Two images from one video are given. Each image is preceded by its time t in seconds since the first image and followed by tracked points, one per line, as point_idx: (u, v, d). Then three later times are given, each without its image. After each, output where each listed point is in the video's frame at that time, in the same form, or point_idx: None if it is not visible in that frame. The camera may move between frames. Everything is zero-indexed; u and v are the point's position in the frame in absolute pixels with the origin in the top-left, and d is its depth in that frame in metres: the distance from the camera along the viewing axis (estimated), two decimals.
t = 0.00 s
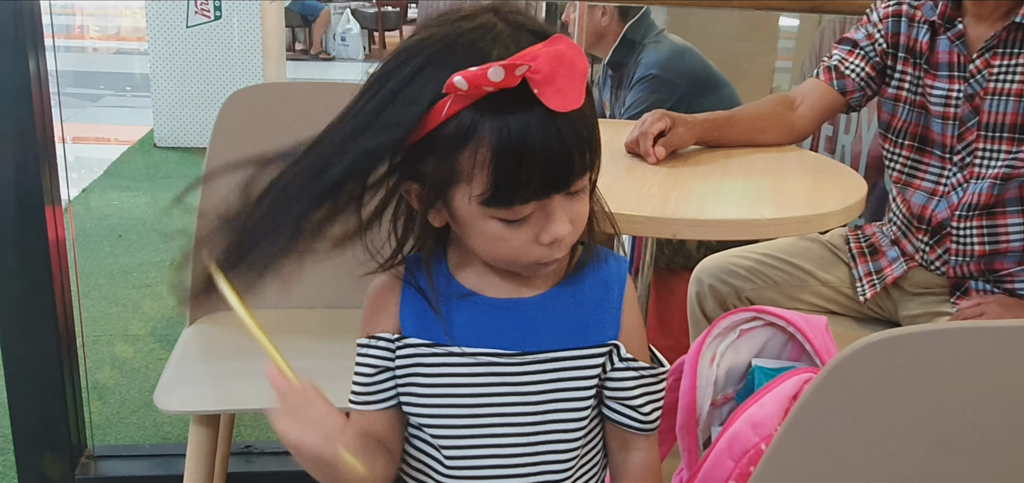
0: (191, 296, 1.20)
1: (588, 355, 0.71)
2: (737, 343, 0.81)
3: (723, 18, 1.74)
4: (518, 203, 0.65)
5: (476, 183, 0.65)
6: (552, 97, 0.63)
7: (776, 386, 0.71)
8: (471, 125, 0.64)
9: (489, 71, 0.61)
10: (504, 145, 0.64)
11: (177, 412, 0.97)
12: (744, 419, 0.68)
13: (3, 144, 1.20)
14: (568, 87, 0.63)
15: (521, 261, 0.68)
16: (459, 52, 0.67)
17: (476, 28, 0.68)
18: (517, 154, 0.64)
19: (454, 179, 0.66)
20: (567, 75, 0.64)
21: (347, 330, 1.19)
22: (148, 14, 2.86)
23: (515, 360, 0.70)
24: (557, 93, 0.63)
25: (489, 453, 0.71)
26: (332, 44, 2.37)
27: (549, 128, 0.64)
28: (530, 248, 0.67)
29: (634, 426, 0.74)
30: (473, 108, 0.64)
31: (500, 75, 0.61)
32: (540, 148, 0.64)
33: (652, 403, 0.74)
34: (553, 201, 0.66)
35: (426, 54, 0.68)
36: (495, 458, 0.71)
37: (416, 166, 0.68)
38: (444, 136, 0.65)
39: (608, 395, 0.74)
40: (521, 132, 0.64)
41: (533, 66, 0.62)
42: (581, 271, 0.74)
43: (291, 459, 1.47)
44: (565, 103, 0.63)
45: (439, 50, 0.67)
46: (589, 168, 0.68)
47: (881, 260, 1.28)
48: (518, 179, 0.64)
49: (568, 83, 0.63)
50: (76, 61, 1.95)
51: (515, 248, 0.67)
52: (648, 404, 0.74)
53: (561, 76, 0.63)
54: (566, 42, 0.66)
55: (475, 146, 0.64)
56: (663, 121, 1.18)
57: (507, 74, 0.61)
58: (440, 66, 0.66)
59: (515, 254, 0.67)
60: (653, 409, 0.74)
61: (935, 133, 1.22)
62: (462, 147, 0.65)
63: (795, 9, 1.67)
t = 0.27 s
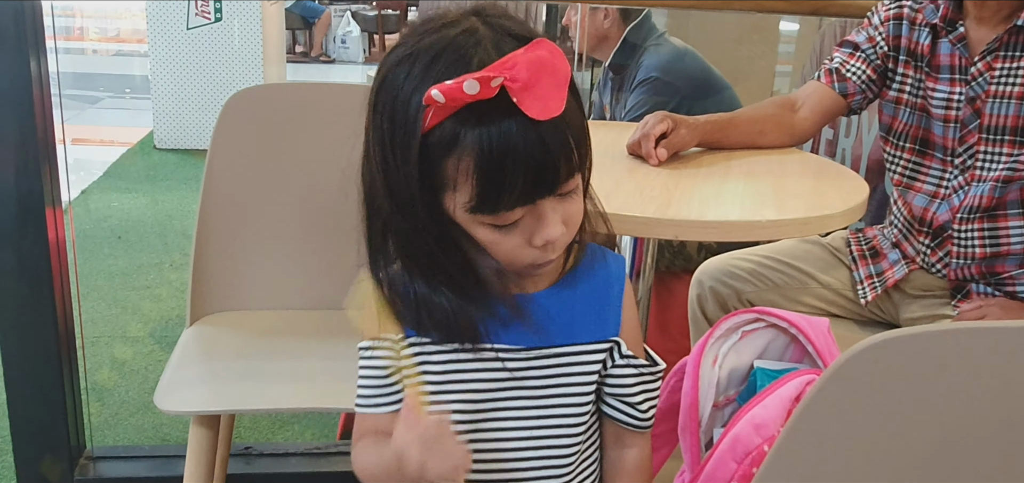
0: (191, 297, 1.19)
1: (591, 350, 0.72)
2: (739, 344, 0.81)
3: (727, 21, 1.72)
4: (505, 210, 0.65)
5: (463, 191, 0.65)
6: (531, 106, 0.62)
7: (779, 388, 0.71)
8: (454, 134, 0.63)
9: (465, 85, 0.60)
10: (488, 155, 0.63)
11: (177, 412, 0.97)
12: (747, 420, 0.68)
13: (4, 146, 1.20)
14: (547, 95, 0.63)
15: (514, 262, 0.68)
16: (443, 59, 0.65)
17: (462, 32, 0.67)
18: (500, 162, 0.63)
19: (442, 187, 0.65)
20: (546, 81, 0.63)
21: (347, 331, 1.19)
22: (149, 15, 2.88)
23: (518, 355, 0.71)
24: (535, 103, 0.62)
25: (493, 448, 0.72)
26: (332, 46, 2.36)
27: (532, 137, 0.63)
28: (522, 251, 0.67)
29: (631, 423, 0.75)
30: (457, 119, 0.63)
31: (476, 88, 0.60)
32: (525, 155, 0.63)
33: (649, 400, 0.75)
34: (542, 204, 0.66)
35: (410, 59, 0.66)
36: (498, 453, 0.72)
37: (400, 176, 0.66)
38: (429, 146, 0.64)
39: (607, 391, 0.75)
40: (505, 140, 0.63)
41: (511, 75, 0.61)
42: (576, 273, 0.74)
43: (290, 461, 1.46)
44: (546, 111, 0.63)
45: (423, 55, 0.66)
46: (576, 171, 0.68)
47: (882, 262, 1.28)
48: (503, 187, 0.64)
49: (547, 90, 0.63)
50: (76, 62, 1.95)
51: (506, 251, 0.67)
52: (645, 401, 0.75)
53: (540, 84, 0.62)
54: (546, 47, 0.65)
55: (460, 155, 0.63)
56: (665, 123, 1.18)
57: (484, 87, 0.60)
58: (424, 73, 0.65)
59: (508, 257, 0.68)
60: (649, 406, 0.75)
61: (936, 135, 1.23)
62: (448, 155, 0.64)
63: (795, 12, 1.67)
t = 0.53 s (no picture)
0: (191, 294, 1.20)
1: (587, 350, 0.72)
2: (737, 341, 0.81)
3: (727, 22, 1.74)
4: (501, 218, 0.65)
5: (459, 198, 0.65)
6: (523, 120, 0.62)
7: (776, 383, 0.71)
8: (450, 144, 0.63)
9: (455, 101, 0.59)
10: (483, 163, 0.63)
11: (177, 409, 0.97)
12: (744, 416, 0.68)
13: (5, 144, 1.20)
14: (540, 108, 0.62)
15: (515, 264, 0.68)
16: (441, 67, 0.65)
17: (461, 37, 0.66)
18: (495, 171, 0.63)
19: (439, 193, 0.66)
20: (539, 93, 0.63)
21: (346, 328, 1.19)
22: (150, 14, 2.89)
23: (513, 353, 0.71)
24: (528, 117, 0.62)
25: (485, 444, 0.72)
26: (332, 46, 2.36)
27: (527, 148, 0.63)
28: (520, 254, 0.67)
29: (627, 423, 0.75)
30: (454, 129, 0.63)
31: (466, 104, 0.60)
32: (521, 163, 0.63)
33: (645, 400, 0.75)
34: (540, 210, 0.66)
35: (409, 67, 0.66)
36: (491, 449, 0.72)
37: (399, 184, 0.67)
38: (426, 153, 0.64)
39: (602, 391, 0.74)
40: (500, 151, 0.63)
41: (504, 89, 0.61)
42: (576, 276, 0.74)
43: (289, 459, 1.47)
44: (538, 123, 0.62)
45: (422, 63, 0.66)
46: (574, 177, 0.68)
47: (880, 260, 1.28)
48: (499, 195, 0.64)
49: (540, 103, 0.63)
50: (77, 61, 1.96)
51: (504, 253, 0.67)
52: (641, 402, 0.74)
53: (533, 97, 0.62)
54: (542, 56, 0.64)
55: (455, 163, 0.64)
56: (663, 121, 1.18)
57: (475, 102, 0.60)
58: (422, 81, 0.65)
59: (506, 259, 0.68)
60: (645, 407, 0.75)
61: (934, 134, 1.23)
62: (444, 163, 0.64)
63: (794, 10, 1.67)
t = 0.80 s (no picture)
0: (187, 293, 1.20)
1: (578, 342, 0.72)
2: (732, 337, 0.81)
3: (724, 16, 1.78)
4: (491, 214, 0.65)
5: (451, 190, 0.65)
6: (523, 118, 0.62)
7: (769, 379, 0.71)
8: (446, 135, 0.63)
9: (456, 95, 0.60)
10: (475, 157, 0.63)
11: (173, 406, 0.97)
12: (738, 412, 0.68)
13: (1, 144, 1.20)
14: (540, 108, 0.62)
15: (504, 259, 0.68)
16: (442, 60, 0.65)
17: (465, 31, 0.67)
18: (487, 166, 0.63)
19: (431, 185, 0.66)
20: (541, 94, 0.63)
21: (343, 325, 1.19)
22: (148, 14, 2.92)
23: (503, 347, 0.71)
24: (528, 116, 0.62)
25: (478, 441, 0.72)
26: (331, 45, 2.36)
27: (522, 146, 0.63)
28: (509, 251, 0.67)
29: (618, 414, 0.75)
30: (452, 120, 0.63)
31: (468, 99, 0.60)
32: (514, 162, 0.63)
33: (637, 391, 0.75)
34: (530, 209, 0.66)
35: (410, 57, 0.66)
36: (484, 446, 0.72)
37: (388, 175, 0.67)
38: (421, 143, 0.65)
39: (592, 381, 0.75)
40: (495, 146, 0.63)
41: (506, 87, 0.61)
42: (565, 272, 0.74)
43: (287, 457, 1.47)
44: (536, 123, 0.62)
45: (423, 54, 0.66)
46: (568, 177, 0.68)
47: (876, 257, 1.28)
48: (490, 191, 0.64)
49: (541, 102, 0.63)
50: (75, 61, 1.95)
51: (492, 249, 0.67)
52: (632, 393, 0.75)
53: (534, 96, 0.62)
54: (546, 57, 0.65)
55: (449, 156, 0.64)
56: (659, 118, 1.18)
57: (476, 97, 0.60)
58: (423, 71, 0.65)
59: (495, 255, 0.68)
60: (637, 398, 0.75)
61: (931, 131, 1.23)
62: (437, 155, 0.64)
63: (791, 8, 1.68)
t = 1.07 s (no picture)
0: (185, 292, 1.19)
1: (573, 334, 0.72)
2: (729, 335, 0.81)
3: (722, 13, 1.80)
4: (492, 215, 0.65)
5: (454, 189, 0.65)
6: (523, 118, 0.62)
7: (767, 377, 0.71)
8: (449, 133, 0.63)
9: (457, 98, 0.60)
10: (476, 156, 0.63)
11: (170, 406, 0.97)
12: (735, 409, 0.68)
13: None
14: (540, 109, 0.63)
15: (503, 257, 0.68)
16: (450, 55, 0.65)
17: (470, 30, 0.67)
18: (487, 164, 0.63)
19: (433, 182, 0.66)
20: (541, 95, 0.63)
21: (341, 325, 1.19)
22: (147, 15, 2.91)
23: (498, 339, 0.71)
24: (528, 118, 0.62)
25: (472, 429, 0.72)
26: (329, 44, 2.36)
27: (522, 146, 0.63)
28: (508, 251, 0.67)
29: (615, 405, 0.74)
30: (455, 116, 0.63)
31: (469, 101, 0.60)
32: (514, 162, 0.63)
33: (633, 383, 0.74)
34: (530, 209, 0.65)
35: (418, 52, 0.66)
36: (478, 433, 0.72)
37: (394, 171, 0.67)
38: (424, 140, 0.65)
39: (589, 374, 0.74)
40: (495, 144, 0.63)
41: (507, 87, 0.61)
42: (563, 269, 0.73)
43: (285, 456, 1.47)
44: (536, 125, 0.62)
45: (430, 49, 0.66)
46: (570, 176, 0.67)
47: (874, 254, 1.28)
48: (490, 192, 0.64)
49: (540, 104, 0.63)
50: (73, 61, 1.95)
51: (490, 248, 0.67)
52: (628, 384, 0.74)
53: (533, 97, 0.62)
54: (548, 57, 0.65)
55: (451, 154, 0.64)
56: (656, 115, 1.18)
57: (478, 100, 0.60)
58: (429, 68, 0.65)
59: (494, 252, 0.68)
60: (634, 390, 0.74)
61: (929, 127, 1.23)
62: (441, 154, 0.64)
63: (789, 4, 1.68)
